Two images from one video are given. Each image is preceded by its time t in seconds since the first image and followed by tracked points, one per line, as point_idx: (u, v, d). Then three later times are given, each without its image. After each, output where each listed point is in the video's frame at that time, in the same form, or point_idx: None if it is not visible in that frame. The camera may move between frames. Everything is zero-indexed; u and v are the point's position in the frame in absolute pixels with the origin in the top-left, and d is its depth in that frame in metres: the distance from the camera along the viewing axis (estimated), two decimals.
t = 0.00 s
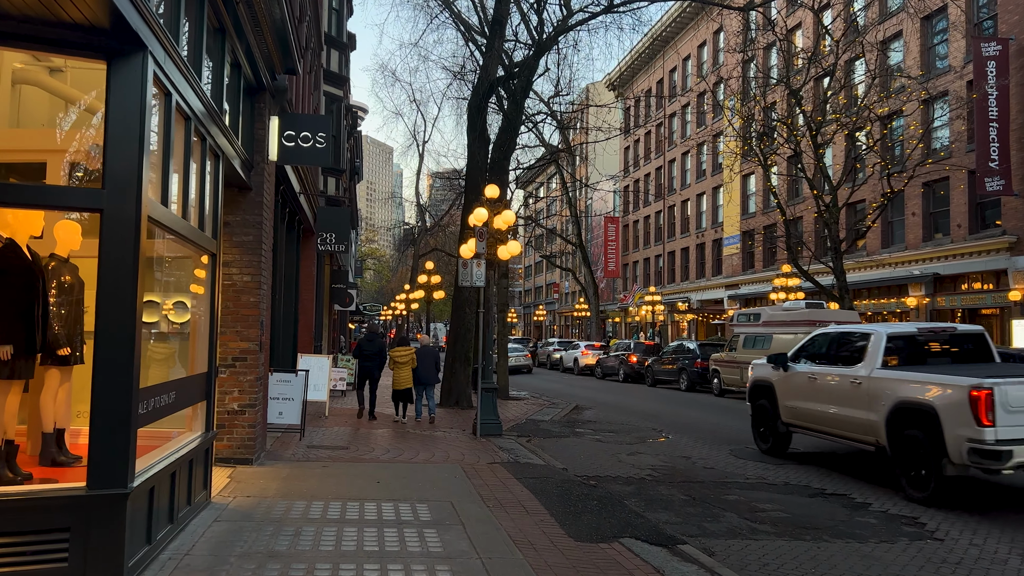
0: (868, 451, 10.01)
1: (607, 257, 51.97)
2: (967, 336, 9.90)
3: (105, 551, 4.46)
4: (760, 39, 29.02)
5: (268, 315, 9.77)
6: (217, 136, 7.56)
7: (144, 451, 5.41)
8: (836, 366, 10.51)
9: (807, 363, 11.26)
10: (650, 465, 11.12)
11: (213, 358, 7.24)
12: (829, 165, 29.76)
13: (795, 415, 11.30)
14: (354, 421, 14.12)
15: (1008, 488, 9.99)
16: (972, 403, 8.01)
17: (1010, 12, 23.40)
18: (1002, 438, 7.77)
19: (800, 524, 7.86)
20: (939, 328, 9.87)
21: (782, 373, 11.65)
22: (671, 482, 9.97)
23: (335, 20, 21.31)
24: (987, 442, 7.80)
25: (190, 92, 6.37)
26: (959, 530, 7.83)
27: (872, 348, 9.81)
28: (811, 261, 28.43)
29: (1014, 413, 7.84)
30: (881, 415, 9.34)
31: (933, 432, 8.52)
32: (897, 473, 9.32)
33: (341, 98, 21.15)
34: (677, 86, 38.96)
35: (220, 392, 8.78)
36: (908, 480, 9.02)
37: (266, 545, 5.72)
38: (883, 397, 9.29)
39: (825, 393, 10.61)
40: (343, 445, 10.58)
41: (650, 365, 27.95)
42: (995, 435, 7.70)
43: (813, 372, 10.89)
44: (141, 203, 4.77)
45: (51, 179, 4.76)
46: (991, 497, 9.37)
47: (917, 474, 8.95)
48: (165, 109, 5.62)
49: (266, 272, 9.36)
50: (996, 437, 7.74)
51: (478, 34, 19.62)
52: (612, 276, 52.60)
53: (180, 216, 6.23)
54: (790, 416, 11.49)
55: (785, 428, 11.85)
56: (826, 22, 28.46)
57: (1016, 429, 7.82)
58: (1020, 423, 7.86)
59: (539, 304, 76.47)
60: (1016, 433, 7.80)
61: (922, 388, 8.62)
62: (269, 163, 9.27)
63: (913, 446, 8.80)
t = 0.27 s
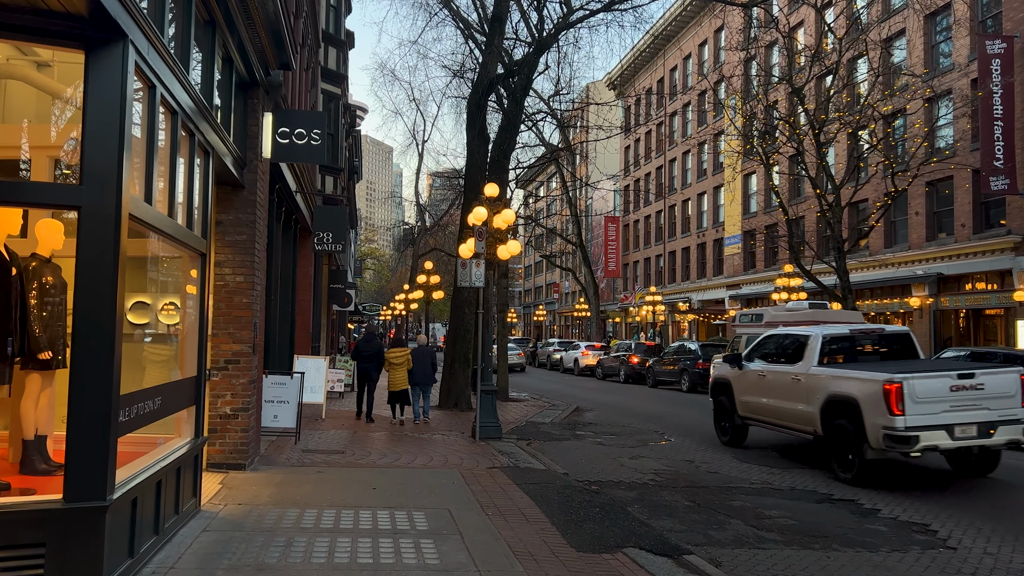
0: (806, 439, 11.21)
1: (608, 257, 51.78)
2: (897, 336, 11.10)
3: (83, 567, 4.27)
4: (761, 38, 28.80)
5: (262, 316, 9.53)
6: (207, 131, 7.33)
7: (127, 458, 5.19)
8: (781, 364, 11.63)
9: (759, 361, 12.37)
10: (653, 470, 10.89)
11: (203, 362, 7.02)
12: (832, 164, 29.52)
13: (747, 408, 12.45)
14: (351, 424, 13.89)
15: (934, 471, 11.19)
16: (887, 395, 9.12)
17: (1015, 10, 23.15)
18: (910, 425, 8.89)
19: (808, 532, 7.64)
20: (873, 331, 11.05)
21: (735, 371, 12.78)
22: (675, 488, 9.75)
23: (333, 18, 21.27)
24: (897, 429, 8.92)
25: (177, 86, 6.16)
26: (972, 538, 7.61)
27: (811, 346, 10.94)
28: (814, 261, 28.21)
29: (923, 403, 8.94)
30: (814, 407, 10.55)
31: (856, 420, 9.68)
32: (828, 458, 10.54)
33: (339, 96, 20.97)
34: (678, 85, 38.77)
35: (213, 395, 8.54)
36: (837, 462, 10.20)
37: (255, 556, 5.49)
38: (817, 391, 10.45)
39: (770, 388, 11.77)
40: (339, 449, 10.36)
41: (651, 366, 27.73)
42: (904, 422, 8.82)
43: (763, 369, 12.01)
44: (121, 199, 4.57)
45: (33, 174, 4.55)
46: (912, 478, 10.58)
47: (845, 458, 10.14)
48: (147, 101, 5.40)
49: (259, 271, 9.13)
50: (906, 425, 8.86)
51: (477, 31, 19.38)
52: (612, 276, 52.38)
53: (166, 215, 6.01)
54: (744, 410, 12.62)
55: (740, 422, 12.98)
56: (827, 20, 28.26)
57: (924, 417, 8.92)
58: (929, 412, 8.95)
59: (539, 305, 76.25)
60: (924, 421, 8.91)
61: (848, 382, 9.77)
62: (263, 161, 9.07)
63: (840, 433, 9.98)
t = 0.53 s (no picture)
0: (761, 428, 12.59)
1: (608, 257, 51.57)
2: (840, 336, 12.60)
3: None
4: (763, 36, 28.57)
5: (258, 315, 9.30)
6: (200, 125, 7.12)
7: (112, 462, 4.98)
8: (740, 360, 13.07)
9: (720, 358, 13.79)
10: (657, 472, 10.68)
11: (195, 362, 6.80)
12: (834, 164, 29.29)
13: (712, 402, 13.78)
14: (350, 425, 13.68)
15: (876, 456, 12.60)
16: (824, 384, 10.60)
17: (1021, 7, 22.88)
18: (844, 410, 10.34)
19: (819, 537, 7.42)
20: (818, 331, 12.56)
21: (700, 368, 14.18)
22: (680, 491, 9.53)
23: (332, 14, 21.02)
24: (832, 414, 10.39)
25: (166, 76, 5.94)
26: (988, 544, 7.39)
27: (763, 342, 12.43)
28: (816, 260, 27.96)
29: (855, 390, 10.39)
30: (766, 397, 11.96)
31: (799, 407, 11.11)
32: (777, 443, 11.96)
33: (338, 94, 20.74)
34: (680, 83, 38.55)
35: (207, 397, 8.33)
36: (784, 445, 11.58)
37: (247, 565, 5.27)
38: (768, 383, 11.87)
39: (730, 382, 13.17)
40: (336, 451, 10.13)
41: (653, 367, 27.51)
42: (838, 407, 10.28)
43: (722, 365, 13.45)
44: (103, 193, 4.37)
45: (22, 167, 4.37)
46: (852, 460, 12.00)
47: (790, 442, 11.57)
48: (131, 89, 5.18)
49: (255, 269, 8.90)
50: (840, 409, 10.33)
51: (477, 27, 19.11)
52: (612, 276, 52.16)
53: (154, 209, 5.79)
54: (709, 404, 13.97)
55: (706, 415, 14.31)
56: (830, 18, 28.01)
57: (855, 403, 10.37)
58: (860, 399, 10.40)
59: (539, 305, 75.99)
60: (855, 406, 10.36)
61: (793, 374, 11.20)
62: (258, 156, 8.86)
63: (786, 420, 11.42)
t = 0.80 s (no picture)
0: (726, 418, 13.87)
1: (610, 257, 51.38)
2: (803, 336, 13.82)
3: None
4: (767, 33, 28.33)
5: (256, 315, 9.07)
6: (195, 118, 6.90)
7: (99, 469, 4.76)
8: (709, 357, 14.42)
9: (694, 355, 15.12)
10: (664, 476, 10.46)
11: (190, 363, 6.58)
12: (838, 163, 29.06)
13: (685, 394, 15.05)
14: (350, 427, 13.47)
15: (828, 445, 13.90)
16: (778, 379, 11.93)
17: None
18: (795, 402, 11.66)
19: (834, 545, 7.20)
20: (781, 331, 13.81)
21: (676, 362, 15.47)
22: (688, 496, 9.31)
23: (332, 11, 20.80)
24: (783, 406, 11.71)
25: (158, 65, 5.73)
26: (1007, 551, 7.17)
27: (729, 340, 13.71)
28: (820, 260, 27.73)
29: (805, 386, 11.71)
30: (730, 391, 13.25)
31: (758, 400, 12.39)
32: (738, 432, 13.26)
33: (338, 91, 20.51)
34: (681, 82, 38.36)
35: (202, 399, 8.09)
36: (744, 434, 12.85)
37: None
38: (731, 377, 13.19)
39: (700, 375, 14.51)
40: (336, 453, 9.91)
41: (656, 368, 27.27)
42: (789, 399, 11.59)
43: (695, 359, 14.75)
44: (88, 185, 4.15)
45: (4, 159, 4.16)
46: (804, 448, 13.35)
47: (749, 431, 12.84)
48: (115, 77, 4.96)
49: (252, 268, 8.67)
50: (791, 401, 11.64)
51: (478, 24, 18.86)
52: (614, 275, 51.95)
53: (145, 204, 5.57)
54: (683, 396, 15.29)
55: (680, 406, 15.66)
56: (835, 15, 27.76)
57: (805, 396, 11.69)
58: (810, 393, 11.73)
59: (540, 305, 75.76)
60: (805, 399, 11.68)
61: (753, 369, 12.46)
62: (256, 152, 8.66)
63: (745, 411, 12.72)
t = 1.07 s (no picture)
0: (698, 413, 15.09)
1: (611, 257, 51.15)
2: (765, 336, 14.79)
3: None
4: (770, 31, 28.10)
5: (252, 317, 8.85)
6: (188, 113, 6.68)
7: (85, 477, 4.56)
8: (680, 355, 15.56)
9: (668, 355, 16.26)
10: (670, 481, 10.22)
11: (182, 368, 6.37)
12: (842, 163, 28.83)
13: (662, 391, 16.21)
14: (350, 429, 13.23)
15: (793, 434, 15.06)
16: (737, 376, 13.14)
17: None
18: (753, 398, 12.82)
19: (848, 554, 6.98)
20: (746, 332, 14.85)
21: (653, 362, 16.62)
22: (696, 502, 9.10)
23: (331, 8, 20.57)
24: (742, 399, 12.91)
25: (148, 57, 5.52)
26: None
27: (698, 341, 14.82)
28: (824, 260, 27.49)
29: (762, 382, 12.87)
30: (699, 387, 14.39)
31: (722, 395, 13.52)
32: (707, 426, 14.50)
33: (338, 89, 20.28)
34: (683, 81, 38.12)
35: (197, 403, 7.86)
36: (711, 427, 14.00)
37: None
38: (699, 374, 14.39)
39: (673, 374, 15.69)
40: (335, 458, 9.67)
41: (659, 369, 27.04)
42: (748, 395, 12.73)
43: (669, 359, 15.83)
44: (71, 182, 3.93)
45: None
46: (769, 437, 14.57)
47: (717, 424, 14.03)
48: (101, 70, 4.75)
49: (249, 269, 8.45)
50: (750, 397, 12.79)
51: (479, 21, 18.61)
52: (615, 275, 51.74)
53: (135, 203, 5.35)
54: (659, 392, 16.47)
55: (657, 401, 16.83)
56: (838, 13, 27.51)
57: (762, 392, 12.85)
58: (767, 389, 12.85)
59: (541, 305, 75.52)
60: (762, 394, 12.83)
61: (718, 367, 13.57)
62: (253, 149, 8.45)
63: (711, 404, 13.92)
